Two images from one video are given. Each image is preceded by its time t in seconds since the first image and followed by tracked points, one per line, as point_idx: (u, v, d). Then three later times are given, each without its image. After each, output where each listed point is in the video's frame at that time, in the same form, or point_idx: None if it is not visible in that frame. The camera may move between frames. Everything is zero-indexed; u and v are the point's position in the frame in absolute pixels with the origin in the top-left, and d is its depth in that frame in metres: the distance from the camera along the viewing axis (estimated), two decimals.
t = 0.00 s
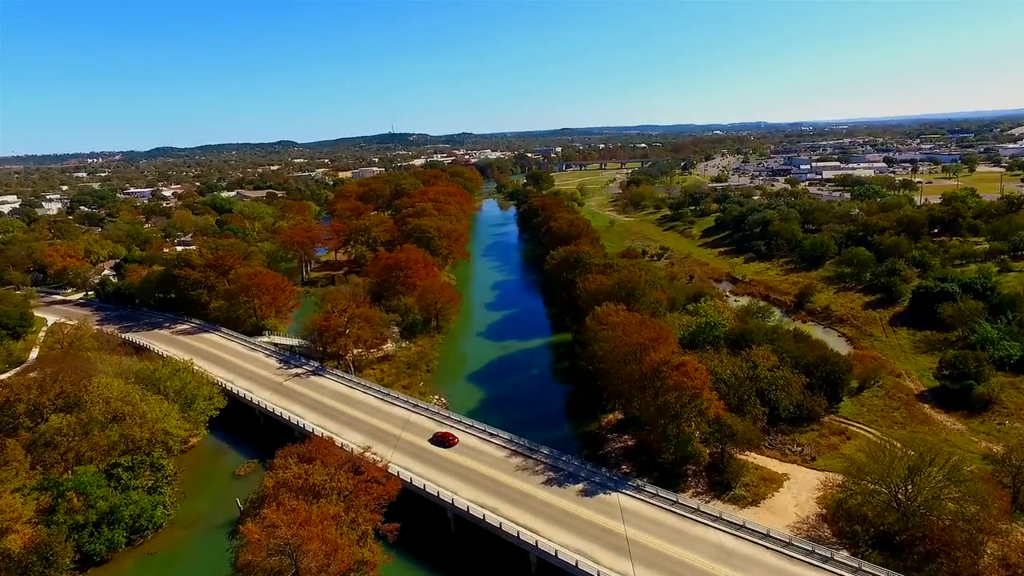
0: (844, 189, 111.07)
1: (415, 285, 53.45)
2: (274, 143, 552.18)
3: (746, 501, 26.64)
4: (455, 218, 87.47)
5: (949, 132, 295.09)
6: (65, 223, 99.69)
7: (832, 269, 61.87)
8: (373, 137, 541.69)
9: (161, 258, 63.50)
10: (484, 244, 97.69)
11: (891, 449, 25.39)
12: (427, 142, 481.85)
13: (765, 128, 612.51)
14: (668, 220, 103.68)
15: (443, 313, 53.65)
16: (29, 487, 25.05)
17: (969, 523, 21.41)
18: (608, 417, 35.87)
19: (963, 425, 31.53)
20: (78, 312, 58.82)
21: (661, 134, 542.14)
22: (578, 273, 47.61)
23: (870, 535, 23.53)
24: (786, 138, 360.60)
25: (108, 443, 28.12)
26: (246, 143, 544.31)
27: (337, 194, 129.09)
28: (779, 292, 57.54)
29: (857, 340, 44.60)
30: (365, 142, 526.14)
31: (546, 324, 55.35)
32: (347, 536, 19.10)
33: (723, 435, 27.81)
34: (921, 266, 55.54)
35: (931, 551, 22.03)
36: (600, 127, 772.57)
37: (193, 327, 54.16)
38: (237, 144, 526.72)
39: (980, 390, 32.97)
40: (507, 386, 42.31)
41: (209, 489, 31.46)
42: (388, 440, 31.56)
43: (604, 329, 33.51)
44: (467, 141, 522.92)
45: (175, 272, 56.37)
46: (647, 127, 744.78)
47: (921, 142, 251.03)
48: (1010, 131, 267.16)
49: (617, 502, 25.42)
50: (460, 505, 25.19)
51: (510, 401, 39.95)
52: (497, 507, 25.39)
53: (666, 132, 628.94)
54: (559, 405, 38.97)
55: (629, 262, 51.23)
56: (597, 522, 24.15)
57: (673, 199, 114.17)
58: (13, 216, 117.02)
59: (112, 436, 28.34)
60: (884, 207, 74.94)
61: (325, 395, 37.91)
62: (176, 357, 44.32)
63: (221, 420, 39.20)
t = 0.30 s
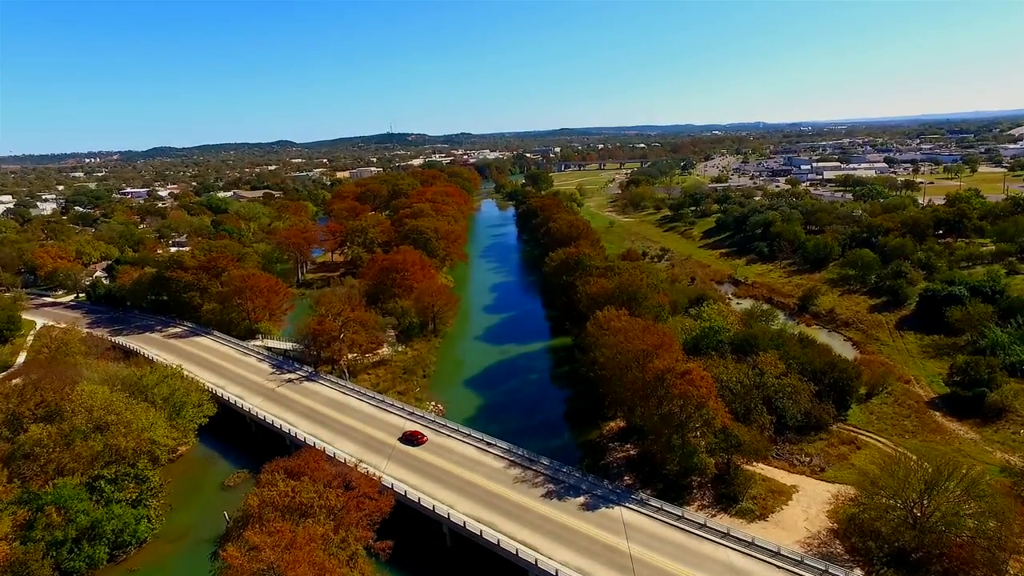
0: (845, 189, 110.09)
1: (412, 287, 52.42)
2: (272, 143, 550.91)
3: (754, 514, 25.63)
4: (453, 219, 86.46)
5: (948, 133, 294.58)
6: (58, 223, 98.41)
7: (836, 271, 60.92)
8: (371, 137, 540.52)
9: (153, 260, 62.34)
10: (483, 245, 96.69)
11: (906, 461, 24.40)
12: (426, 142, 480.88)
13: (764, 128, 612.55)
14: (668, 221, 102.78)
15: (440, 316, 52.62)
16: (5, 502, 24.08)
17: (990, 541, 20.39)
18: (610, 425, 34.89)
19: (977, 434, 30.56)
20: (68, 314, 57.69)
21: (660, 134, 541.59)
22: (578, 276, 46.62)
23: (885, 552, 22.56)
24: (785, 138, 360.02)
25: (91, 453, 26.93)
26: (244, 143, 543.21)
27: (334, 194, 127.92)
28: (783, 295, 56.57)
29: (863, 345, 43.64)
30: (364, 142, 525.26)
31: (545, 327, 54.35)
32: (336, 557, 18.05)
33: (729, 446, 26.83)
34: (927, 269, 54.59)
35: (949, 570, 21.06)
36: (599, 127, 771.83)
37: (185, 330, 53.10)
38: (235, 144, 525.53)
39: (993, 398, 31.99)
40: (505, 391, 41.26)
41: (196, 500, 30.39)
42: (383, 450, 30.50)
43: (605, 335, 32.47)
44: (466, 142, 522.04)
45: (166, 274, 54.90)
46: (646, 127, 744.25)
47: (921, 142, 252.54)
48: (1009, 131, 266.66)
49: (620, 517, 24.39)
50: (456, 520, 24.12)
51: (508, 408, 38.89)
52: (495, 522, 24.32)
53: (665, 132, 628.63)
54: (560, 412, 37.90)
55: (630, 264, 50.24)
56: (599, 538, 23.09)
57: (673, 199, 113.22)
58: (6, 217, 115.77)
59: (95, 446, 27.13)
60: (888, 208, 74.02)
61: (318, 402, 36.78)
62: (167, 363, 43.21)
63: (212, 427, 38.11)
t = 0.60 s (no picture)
0: (847, 190, 109.38)
1: (409, 290, 51.39)
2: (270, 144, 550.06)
3: (763, 530, 24.56)
4: (451, 220, 85.42)
5: (947, 133, 294.29)
6: (52, 224, 97.14)
7: (840, 273, 59.95)
8: (370, 137, 539.35)
9: (145, 262, 61.12)
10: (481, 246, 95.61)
11: (922, 475, 23.36)
12: (425, 142, 481.44)
13: (764, 128, 612.98)
14: (668, 222, 101.82)
15: (437, 319, 51.68)
16: None
17: (1016, 562, 19.33)
18: (611, 434, 33.82)
19: (992, 444, 29.53)
20: (58, 318, 56.47)
21: (660, 134, 541.56)
22: (578, 279, 45.63)
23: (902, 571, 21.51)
24: (784, 138, 359.72)
25: (72, 465, 25.77)
26: (242, 143, 542.30)
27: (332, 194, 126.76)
28: (786, 298, 55.58)
29: (871, 350, 42.63)
30: (362, 142, 524.73)
31: (544, 331, 53.31)
32: None
33: (737, 458, 25.77)
34: (933, 271, 53.60)
35: None
36: (598, 127, 771.45)
37: (177, 334, 51.92)
38: (233, 144, 524.97)
39: (1008, 406, 30.97)
40: (504, 398, 40.21)
41: (183, 514, 29.29)
42: (377, 460, 29.39)
43: (607, 341, 31.44)
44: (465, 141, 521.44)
45: (158, 276, 53.59)
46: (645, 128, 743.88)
47: (921, 142, 253.24)
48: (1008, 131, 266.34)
49: (624, 534, 23.32)
50: (452, 536, 23.02)
51: (507, 415, 37.81)
52: (493, 539, 23.23)
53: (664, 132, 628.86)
54: (560, 420, 36.84)
55: (632, 267, 49.22)
56: (603, 557, 22.00)
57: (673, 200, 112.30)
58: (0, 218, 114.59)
59: (77, 458, 26.07)
60: (892, 209, 73.16)
61: (312, 410, 35.68)
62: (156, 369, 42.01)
63: (201, 435, 36.96)
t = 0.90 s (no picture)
0: (849, 191, 108.50)
1: (406, 293, 50.34)
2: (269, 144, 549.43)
3: (773, 547, 23.50)
4: (450, 221, 84.36)
5: (947, 133, 294.03)
6: (46, 225, 95.96)
7: (845, 275, 58.99)
8: (369, 137, 538.27)
9: (138, 264, 59.99)
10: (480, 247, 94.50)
11: (942, 490, 22.32)
12: (424, 142, 481.24)
13: (763, 128, 612.81)
14: (669, 223, 100.81)
15: (435, 323, 50.68)
16: None
17: None
18: (614, 443, 32.77)
19: (1008, 454, 28.52)
20: (48, 321, 55.35)
21: (660, 134, 544.34)
22: (579, 283, 44.62)
23: None
24: (784, 138, 359.39)
25: (53, 479, 24.91)
26: (241, 144, 541.91)
27: (329, 195, 125.61)
28: (791, 301, 54.53)
29: (879, 355, 41.62)
30: (361, 142, 524.45)
31: (544, 335, 52.28)
32: None
33: (746, 471, 24.70)
34: (941, 274, 52.58)
35: None
36: (597, 128, 771.15)
37: (169, 338, 50.83)
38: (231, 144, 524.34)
39: None
40: (503, 404, 39.14)
41: (170, 529, 28.09)
42: (371, 472, 28.32)
43: (610, 347, 30.40)
44: (464, 142, 520.38)
45: (150, 279, 52.68)
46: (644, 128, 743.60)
47: (921, 142, 253.52)
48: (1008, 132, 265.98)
49: (628, 552, 22.27)
50: (448, 554, 21.98)
51: (506, 423, 36.72)
52: (492, 557, 22.17)
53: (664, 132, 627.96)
54: (560, 428, 35.76)
55: (634, 269, 48.23)
56: None
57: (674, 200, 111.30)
58: None
59: (58, 472, 25.16)
60: (896, 210, 72.21)
61: (304, 418, 34.57)
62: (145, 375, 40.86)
63: (190, 444, 35.84)
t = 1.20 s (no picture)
0: (852, 191, 107.60)
1: (403, 296, 49.43)
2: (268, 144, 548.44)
3: (785, 565, 22.41)
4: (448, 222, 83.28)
5: (947, 134, 293.66)
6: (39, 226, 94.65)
7: (851, 277, 57.96)
8: (368, 137, 538.28)
9: (130, 266, 58.78)
10: (479, 248, 93.45)
11: (962, 506, 21.28)
12: (423, 142, 480.46)
13: (763, 128, 612.54)
14: (670, 224, 99.76)
15: (432, 326, 49.61)
16: None
17: None
18: (616, 453, 31.68)
19: None
20: (38, 324, 54.17)
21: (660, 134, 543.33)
22: (580, 286, 43.58)
23: None
24: (783, 138, 359.01)
25: (32, 492, 24.21)
26: (240, 143, 541.28)
27: (327, 195, 124.45)
28: (796, 304, 53.46)
29: (888, 360, 40.56)
30: (360, 142, 523.63)
31: (544, 339, 51.20)
32: None
33: (755, 485, 23.64)
34: (949, 277, 51.54)
35: None
36: (597, 128, 770.88)
37: (160, 342, 49.62)
38: (230, 144, 523.78)
39: None
40: (502, 411, 38.10)
41: (154, 543, 26.96)
42: (364, 484, 27.23)
43: (612, 354, 29.30)
44: (464, 141, 520.25)
45: (142, 282, 51.51)
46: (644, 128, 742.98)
47: (922, 142, 252.80)
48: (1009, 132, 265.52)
49: (632, 571, 21.22)
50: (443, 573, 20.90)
51: (505, 430, 35.65)
52: None
53: (663, 132, 628.22)
54: (561, 436, 34.68)
55: (636, 272, 47.17)
56: None
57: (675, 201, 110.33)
58: None
59: (38, 484, 24.38)
60: (901, 211, 71.23)
61: (297, 427, 33.44)
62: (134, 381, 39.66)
63: (179, 453, 34.72)
